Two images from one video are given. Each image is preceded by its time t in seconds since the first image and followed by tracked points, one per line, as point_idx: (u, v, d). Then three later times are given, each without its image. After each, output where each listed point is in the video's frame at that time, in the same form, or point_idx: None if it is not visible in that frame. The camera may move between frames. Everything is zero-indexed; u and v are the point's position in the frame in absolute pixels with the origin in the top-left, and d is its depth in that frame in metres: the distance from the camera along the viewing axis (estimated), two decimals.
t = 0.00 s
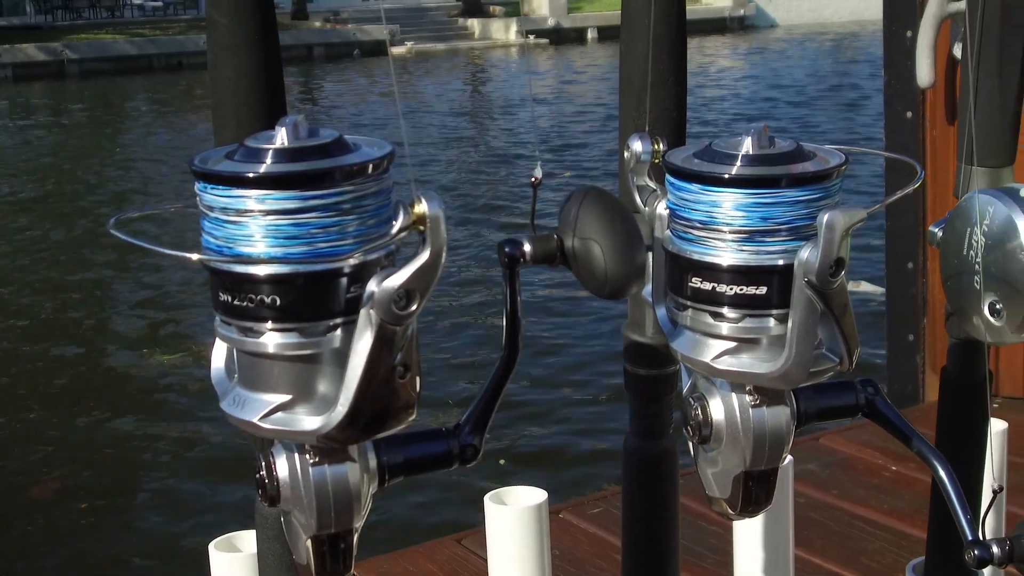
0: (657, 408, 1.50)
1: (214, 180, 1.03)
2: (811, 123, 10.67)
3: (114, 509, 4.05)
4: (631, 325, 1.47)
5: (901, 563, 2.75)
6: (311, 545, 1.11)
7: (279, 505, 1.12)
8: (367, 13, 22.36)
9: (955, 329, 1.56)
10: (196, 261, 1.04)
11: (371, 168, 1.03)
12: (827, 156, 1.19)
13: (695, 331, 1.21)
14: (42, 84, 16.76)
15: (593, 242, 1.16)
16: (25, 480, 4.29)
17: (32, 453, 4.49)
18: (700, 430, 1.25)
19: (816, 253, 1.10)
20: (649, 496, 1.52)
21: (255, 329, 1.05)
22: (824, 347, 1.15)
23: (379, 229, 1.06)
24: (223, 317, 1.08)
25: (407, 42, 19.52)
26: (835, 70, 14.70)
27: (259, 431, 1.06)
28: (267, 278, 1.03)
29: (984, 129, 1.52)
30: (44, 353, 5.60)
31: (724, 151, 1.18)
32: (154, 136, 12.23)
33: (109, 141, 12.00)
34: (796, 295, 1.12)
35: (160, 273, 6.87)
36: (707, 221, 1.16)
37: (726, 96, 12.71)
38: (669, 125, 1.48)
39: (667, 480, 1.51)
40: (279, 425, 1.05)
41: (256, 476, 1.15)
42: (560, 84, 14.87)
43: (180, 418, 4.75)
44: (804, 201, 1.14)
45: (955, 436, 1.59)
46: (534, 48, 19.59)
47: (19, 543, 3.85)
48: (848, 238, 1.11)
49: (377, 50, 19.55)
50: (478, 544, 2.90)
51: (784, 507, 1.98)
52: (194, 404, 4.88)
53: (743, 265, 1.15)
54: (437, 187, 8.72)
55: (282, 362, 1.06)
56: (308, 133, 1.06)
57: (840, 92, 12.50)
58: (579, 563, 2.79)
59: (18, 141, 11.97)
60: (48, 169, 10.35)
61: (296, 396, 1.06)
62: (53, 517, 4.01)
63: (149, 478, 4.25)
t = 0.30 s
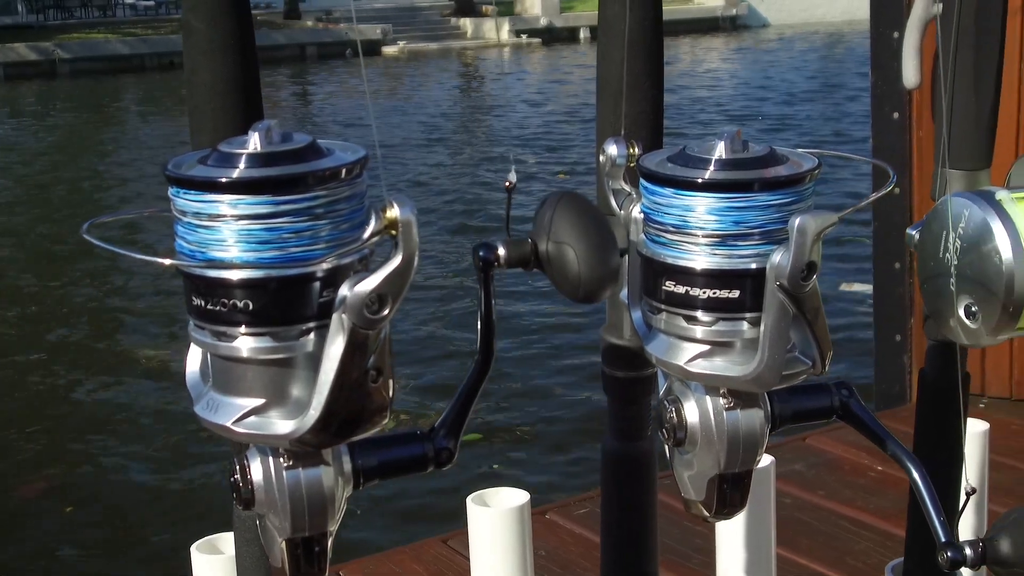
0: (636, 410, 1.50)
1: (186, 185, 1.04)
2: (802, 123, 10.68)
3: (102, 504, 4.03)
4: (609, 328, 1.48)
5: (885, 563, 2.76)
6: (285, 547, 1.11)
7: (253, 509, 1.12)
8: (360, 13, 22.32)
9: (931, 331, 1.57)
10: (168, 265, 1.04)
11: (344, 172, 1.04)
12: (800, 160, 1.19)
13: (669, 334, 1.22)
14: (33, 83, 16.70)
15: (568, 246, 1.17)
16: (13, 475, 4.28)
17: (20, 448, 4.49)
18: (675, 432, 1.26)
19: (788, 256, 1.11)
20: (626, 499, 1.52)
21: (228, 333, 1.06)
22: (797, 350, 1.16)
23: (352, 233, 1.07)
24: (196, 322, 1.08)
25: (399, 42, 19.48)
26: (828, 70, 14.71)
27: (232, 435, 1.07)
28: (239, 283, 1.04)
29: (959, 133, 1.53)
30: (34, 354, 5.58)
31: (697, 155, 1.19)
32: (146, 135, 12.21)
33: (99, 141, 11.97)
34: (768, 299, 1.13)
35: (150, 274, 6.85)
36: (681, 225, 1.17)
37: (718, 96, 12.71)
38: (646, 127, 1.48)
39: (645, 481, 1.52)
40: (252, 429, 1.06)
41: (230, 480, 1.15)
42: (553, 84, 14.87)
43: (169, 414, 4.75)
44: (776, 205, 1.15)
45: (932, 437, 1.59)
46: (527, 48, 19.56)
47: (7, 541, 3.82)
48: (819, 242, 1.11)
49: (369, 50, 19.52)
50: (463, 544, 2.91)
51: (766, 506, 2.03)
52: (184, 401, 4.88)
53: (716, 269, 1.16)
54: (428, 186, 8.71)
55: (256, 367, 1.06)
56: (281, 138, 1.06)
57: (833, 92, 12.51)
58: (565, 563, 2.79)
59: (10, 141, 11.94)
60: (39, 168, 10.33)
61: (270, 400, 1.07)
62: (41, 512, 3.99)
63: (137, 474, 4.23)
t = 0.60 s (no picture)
0: (609, 415, 1.51)
1: (154, 193, 1.04)
2: (788, 123, 10.68)
3: (88, 502, 4.00)
4: (582, 333, 1.48)
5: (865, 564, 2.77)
6: (254, 553, 1.11)
7: (223, 514, 1.13)
8: (349, 12, 22.29)
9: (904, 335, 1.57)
10: (135, 273, 1.04)
11: (312, 179, 1.04)
12: (768, 166, 1.20)
13: (638, 340, 1.22)
14: (21, 83, 16.64)
15: (536, 252, 1.17)
16: None
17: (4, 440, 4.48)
18: (645, 437, 1.26)
19: (755, 262, 1.12)
20: (600, 501, 1.53)
21: (196, 340, 1.06)
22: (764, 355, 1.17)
23: (319, 240, 1.07)
24: (164, 329, 1.08)
25: (388, 41, 19.40)
26: (815, 70, 14.74)
27: (200, 442, 1.07)
28: (207, 290, 1.04)
29: (930, 135, 1.53)
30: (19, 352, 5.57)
31: (666, 161, 1.19)
32: (134, 136, 12.18)
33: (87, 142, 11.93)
34: (736, 305, 1.13)
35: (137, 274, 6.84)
36: (649, 231, 1.18)
37: (705, 96, 12.71)
38: (617, 133, 1.48)
39: (619, 485, 1.52)
40: (220, 436, 1.06)
41: (200, 486, 1.16)
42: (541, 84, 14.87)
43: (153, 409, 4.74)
44: (744, 211, 1.15)
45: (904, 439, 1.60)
46: (516, 48, 19.55)
47: None
48: (786, 247, 1.12)
49: (358, 49, 19.49)
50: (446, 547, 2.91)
51: (743, 508, 2.04)
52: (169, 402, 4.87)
53: (685, 275, 1.16)
54: (416, 186, 8.70)
55: (224, 374, 1.06)
56: (249, 144, 1.07)
57: (820, 92, 12.54)
58: (547, 564, 2.79)
59: None
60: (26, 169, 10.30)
61: (237, 407, 1.07)
62: (25, 510, 3.95)
63: (121, 466, 4.22)
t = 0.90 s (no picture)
0: (577, 418, 1.52)
1: (115, 200, 1.04)
2: (770, 124, 10.69)
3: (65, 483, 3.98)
4: (550, 337, 1.49)
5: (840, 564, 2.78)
6: (218, 559, 1.12)
7: (186, 520, 1.13)
8: (332, 12, 22.24)
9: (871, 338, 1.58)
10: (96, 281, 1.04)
11: (272, 187, 1.05)
12: (730, 171, 1.21)
13: (602, 345, 1.23)
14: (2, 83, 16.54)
15: (499, 258, 1.18)
16: None
17: None
18: (610, 441, 1.27)
19: (715, 267, 1.12)
20: (569, 504, 1.53)
21: (158, 347, 1.06)
22: (726, 360, 1.17)
23: (281, 246, 1.08)
24: (126, 336, 1.08)
25: (371, 42, 19.36)
26: (798, 70, 14.77)
27: (163, 448, 1.07)
28: (169, 297, 1.04)
29: (895, 140, 1.54)
30: None
31: (629, 167, 1.20)
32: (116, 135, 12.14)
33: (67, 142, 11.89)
34: (697, 310, 1.14)
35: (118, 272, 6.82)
36: (611, 236, 1.19)
37: (687, 96, 12.71)
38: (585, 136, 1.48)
39: (586, 488, 1.53)
40: (182, 443, 1.06)
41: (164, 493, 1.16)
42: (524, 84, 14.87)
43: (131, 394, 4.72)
44: (704, 217, 1.16)
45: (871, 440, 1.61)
46: (499, 48, 19.54)
47: None
48: (747, 253, 1.13)
49: (342, 49, 19.44)
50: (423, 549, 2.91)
51: (715, 509, 2.05)
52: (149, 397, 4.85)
53: (647, 280, 1.17)
54: (397, 186, 8.68)
55: (186, 380, 1.06)
56: (211, 151, 1.07)
57: (802, 91, 12.57)
58: (523, 565, 2.79)
59: None
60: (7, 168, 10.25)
61: (200, 413, 1.07)
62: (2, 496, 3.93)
63: (99, 450, 4.20)
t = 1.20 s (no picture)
0: (545, 418, 1.52)
1: (78, 205, 1.04)
2: (748, 123, 10.71)
3: (41, 484, 3.97)
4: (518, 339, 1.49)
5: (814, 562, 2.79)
6: (183, 563, 1.12)
7: (152, 524, 1.13)
8: (310, 11, 22.16)
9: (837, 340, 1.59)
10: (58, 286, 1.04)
11: (236, 191, 1.05)
12: (693, 174, 1.22)
13: (567, 347, 1.23)
14: None
15: (464, 261, 1.19)
16: None
17: None
18: (576, 442, 1.28)
19: (678, 269, 1.13)
20: (538, 504, 1.54)
21: (122, 351, 1.06)
22: (690, 362, 1.18)
23: (244, 250, 1.08)
24: (90, 340, 1.08)
25: (349, 41, 19.31)
26: (776, 69, 14.82)
27: (127, 452, 1.07)
28: (133, 301, 1.05)
29: (860, 142, 1.55)
30: None
31: (593, 170, 1.21)
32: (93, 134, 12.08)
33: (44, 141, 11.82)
34: (660, 312, 1.15)
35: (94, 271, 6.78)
36: (575, 239, 1.19)
37: (665, 96, 12.72)
38: (551, 141, 1.49)
39: (554, 488, 1.53)
40: (146, 447, 1.06)
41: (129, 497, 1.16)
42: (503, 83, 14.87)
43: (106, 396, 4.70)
44: (667, 219, 1.17)
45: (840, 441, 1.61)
46: (478, 47, 19.51)
47: None
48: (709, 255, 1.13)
49: (320, 48, 19.37)
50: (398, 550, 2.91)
51: (687, 507, 2.05)
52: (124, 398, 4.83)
53: (611, 282, 1.18)
54: (376, 186, 8.67)
55: (150, 384, 1.06)
56: (175, 155, 1.07)
57: (780, 91, 12.62)
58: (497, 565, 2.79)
59: None
60: None
61: (164, 417, 1.07)
62: None
63: (76, 452, 4.19)
